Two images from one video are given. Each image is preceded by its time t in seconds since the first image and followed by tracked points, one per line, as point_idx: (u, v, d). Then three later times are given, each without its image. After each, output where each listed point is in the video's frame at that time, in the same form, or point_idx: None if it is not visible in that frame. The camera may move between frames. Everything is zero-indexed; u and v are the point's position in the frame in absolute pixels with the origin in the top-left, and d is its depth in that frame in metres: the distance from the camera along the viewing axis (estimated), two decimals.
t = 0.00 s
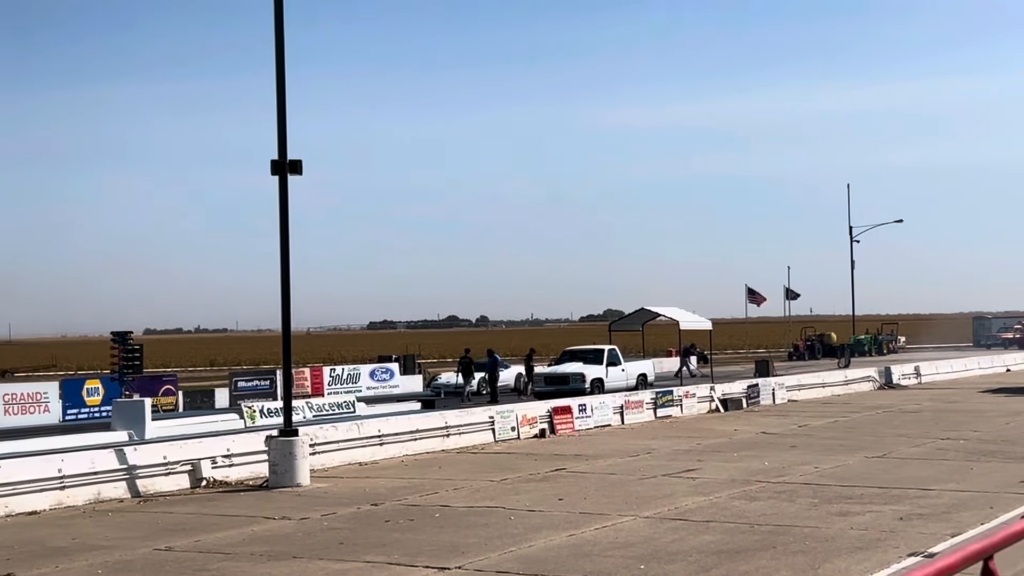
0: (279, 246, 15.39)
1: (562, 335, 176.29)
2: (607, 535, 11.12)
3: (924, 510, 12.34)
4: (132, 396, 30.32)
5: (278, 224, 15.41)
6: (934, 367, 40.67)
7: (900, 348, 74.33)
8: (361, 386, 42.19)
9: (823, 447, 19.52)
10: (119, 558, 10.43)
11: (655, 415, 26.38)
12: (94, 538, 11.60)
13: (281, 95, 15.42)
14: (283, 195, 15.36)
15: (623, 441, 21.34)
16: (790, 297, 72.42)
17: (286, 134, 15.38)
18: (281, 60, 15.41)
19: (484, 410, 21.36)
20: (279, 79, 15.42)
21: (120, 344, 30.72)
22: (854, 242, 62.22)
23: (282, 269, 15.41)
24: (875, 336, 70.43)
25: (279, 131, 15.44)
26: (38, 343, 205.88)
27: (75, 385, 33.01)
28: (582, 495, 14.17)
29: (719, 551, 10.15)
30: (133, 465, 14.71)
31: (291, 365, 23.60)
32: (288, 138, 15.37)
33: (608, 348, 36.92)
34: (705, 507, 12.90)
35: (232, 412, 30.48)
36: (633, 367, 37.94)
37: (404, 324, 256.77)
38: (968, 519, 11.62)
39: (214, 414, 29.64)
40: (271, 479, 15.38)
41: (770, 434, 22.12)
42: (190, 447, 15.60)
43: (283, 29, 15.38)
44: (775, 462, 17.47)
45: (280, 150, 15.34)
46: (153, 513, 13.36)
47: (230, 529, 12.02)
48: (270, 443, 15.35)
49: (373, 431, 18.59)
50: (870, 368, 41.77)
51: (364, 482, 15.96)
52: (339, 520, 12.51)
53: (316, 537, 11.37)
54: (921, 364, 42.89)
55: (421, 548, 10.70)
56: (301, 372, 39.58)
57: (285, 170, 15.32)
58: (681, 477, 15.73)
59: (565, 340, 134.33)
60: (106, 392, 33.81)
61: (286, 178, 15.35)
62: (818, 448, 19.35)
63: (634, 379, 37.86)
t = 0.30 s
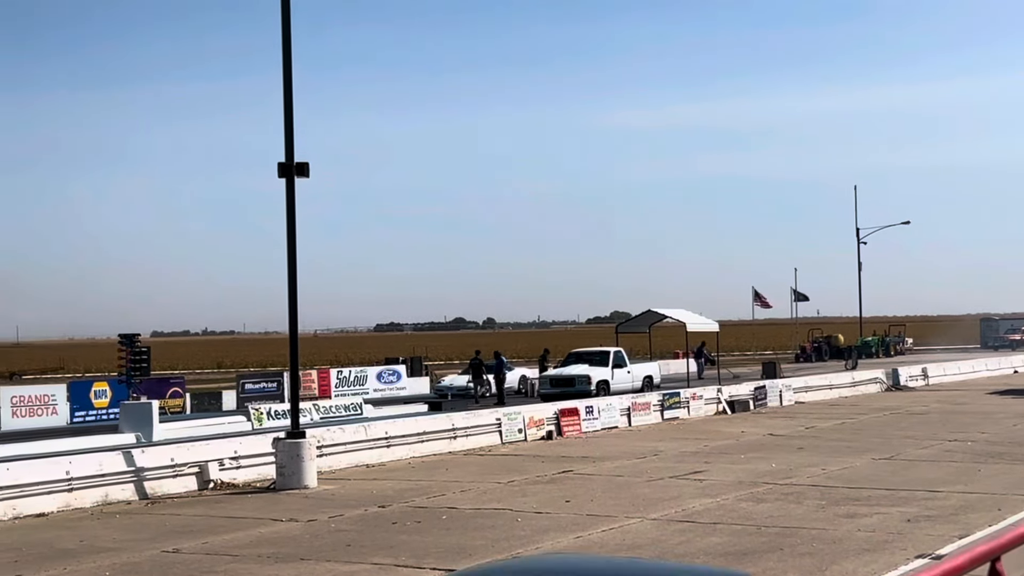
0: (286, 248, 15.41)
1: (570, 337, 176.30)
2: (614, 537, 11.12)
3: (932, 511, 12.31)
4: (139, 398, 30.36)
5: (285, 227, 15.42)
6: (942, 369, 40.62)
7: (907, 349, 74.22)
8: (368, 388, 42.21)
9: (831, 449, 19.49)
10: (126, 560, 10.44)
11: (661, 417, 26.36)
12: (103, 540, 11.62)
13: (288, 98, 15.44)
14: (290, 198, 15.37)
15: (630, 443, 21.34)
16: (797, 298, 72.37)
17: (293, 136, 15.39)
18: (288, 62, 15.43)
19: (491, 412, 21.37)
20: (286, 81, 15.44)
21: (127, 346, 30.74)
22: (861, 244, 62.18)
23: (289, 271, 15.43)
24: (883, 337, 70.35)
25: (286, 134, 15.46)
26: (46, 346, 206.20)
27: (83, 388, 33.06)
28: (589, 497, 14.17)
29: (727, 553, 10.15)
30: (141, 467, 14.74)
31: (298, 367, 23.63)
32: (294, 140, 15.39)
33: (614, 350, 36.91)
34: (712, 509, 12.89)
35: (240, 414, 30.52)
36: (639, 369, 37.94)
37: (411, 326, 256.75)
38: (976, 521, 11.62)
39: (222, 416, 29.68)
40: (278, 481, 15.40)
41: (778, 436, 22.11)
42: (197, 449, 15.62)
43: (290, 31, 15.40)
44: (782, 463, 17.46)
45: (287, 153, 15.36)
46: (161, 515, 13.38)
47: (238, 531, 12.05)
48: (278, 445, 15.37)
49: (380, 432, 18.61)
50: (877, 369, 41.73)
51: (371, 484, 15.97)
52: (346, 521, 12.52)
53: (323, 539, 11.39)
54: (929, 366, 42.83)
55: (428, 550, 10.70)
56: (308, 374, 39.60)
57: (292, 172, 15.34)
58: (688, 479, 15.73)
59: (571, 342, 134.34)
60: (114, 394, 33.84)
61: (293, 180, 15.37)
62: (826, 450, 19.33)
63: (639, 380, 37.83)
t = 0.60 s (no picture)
0: (291, 250, 15.42)
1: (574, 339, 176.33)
2: (619, 539, 11.10)
3: (937, 514, 12.29)
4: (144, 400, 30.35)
5: (290, 229, 15.43)
6: (947, 370, 40.58)
7: (912, 351, 74.18)
8: (373, 390, 42.21)
9: (836, 451, 19.47)
10: (131, 562, 10.44)
11: (666, 419, 26.35)
12: (107, 543, 11.61)
13: (293, 100, 15.45)
14: (295, 201, 15.39)
15: (635, 445, 21.35)
16: (802, 300, 72.39)
17: (297, 139, 15.41)
18: (293, 65, 15.44)
19: (495, 413, 21.36)
20: (291, 84, 15.46)
21: (132, 348, 30.73)
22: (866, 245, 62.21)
23: (294, 272, 15.44)
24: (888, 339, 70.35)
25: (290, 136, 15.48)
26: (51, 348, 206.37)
27: (88, 390, 33.08)
28: (594, 499, 14.16)
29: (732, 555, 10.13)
30: (145, 469, 14.74)
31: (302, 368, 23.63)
32: (299, 142, 15.41)
33: (618, 352, 36.89)
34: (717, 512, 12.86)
35: (244, 416, 30.53)
36: (642, 371, 37.93)
37: (416, 328, 257.01)
38: (983, 522, 11.60)
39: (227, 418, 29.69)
40: (283, 482, 15.41)
41: (783, 438, 22.10)
42: (202, 451, 15.63)
43: (295, 34, 15.41)
44: (787, 465, 17.45)
45: (291, 155, 15.37)
46: (165, 517, 13.37)
47: (242, 533, 12.04)
48: (282, 446, 15.39)
49: (385, 434, 18.61)
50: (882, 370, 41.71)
51: (376, 486, 15.96)
52: (351, 523, 12.52)
53: (329, 540, 11.39)
54: (933, 367, 42.80)
55: (433, 551, 10.70)
56: (313, 376, 39.59)
57: (296, 174, 15.35)
58: (693, 481, 15.71)
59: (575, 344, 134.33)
60: (119, 396, 33.82)
61: (298, 183, 15.38)
62: (832, 452, 19.29)
63: (643, 382, 37.81)
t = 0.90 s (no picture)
0: (293, 251, 15.43)
1: (576, 340, 176.28)
2: (621, 540, 11.12)
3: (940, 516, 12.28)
4: (147, 402, 30.32)
5: (292, 229, 15.43)
6: (949, 371, 40.55)
7: (914, 352, 74.08)
8: (375, 391, 42.19)
9: (838, 452, 19.46)
10: (135, 563, 10.46)
11: (668, 420, 26.34)
12: (110, 544, 11.63)
13: (295, 101, 15.46)
14: (297, 202, 15.39)
15: (636, 446, 21.34)
16: (804, 301, 72.34)
17: (300, 140, 15.41)
18: (295, 66, 15.45)
19: (498, 415, 21.36)
20: (293, 85, 15.46)
21: (134, 350, 30.67)
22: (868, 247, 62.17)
23: (297, 273, 15.45)
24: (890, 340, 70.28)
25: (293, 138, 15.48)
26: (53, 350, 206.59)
27: (90, 391, 33.03)
28: (597, 500, 14.16)
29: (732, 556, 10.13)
30: (148, 470, 14.76)
31: (305, 369, 23.63)
32: (302, 144, 15.41)
33: (619, 353, 36.87)
34: (719, 513, 12.88)
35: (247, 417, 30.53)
36: (644, 372, 37.89)
37: (418, 329, 257.06)
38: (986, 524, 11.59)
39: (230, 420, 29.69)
40: (286, 483, 15.41)
41: (785, 439, 22.11)
42: (205, 453, 15.64)
43: (297, 35, 15.42)
44: (789, 466, 17.45)
45: (294, 156, 15.37)
46: (168, 518, 13.38)
47: (244, 534, 12.05)
48: (284, 448, 15.39)
49: (387, 435, 18.61)
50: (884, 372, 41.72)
51: (378, 487, 15.96)
52: (353, 525, 12.52)
53: (331, 542, 11.39)
54: (935, 368, 42.76)
55: (435, 552, 10.70)
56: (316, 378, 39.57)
57: (299, 175, 15.35)
58: (696, 482, 15.71)
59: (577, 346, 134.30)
60: (121, 398, 33.72)
61: (300, 184, 15.38)
62: (834, 453, 19.28)
63: (644, 384, 37.77)
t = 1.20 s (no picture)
0: (295, 253, 15.43)
1: (577, 341, 176.24)
2: (623, 542, 11.12)
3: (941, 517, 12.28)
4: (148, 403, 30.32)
5: (294, 231, 15.43)
6: (950, 373, 40.51)
7: (915, 353, 74.01)
8: (376, 392, 42.19)
9: (840, 453, 19.46)
10: (138, 565, 10.46)
11: (670, 421, 26.34)
12: (112, 545, 11.63)
13: (296, 103, 15.46)
14: (299, 203, 15.39)
15: (638, 448, 21.34)
16: (805, 303, 72.29)
17: (301, 141, 15.41)
18: (297, 68, 15.45)
19: (499, 416, 21.36)
20: (295, 87, 15.47)
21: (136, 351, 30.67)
22: (870, 248, 62.09)
23: (298, 275, 15.45)
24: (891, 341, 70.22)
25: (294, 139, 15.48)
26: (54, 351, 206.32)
27: (92, 393, 33.05)
28: (598, 502, 14.18)
29: (734, 557, 10.14)
30: (149, 472, 14.76)
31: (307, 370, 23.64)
32: (303, 145, 15.41)
33: (620, 354, 36.86)
34: (721, 514, 12.90)
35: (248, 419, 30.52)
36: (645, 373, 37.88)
37: (419, 330, 257.03)
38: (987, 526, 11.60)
39: (231, 421, 29.67)
40: (287, 485, 15.41)
41: (787, 440, 22.12)
42: (206, 454, 15.65)
43: (299, 36, 15.43)
44: (791, 468, 17.46)
45: (295, 158, 15.38)
46: (170, 520, 13.38)
47: (246, 536, 12.04)
48: (286, 450, 15.40)
49: (388, 437, 18.61)
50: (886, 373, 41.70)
51: (381, 489, 15.96)
52: (355, 526, 12.52)
53: (332, 543, 11.39)
54: (937, 369, 42.72)
55: (436, 554, 10.70)
56: (317, 379, 39.55)
57: (300, 177, 15.35)
58: (698, 484, 15.71)
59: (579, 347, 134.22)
60: (122, 399, 33.76)
61: (301, 185, 15.38)
62: (835, 455, 19.29)
63: (645, 385, 37.76)
